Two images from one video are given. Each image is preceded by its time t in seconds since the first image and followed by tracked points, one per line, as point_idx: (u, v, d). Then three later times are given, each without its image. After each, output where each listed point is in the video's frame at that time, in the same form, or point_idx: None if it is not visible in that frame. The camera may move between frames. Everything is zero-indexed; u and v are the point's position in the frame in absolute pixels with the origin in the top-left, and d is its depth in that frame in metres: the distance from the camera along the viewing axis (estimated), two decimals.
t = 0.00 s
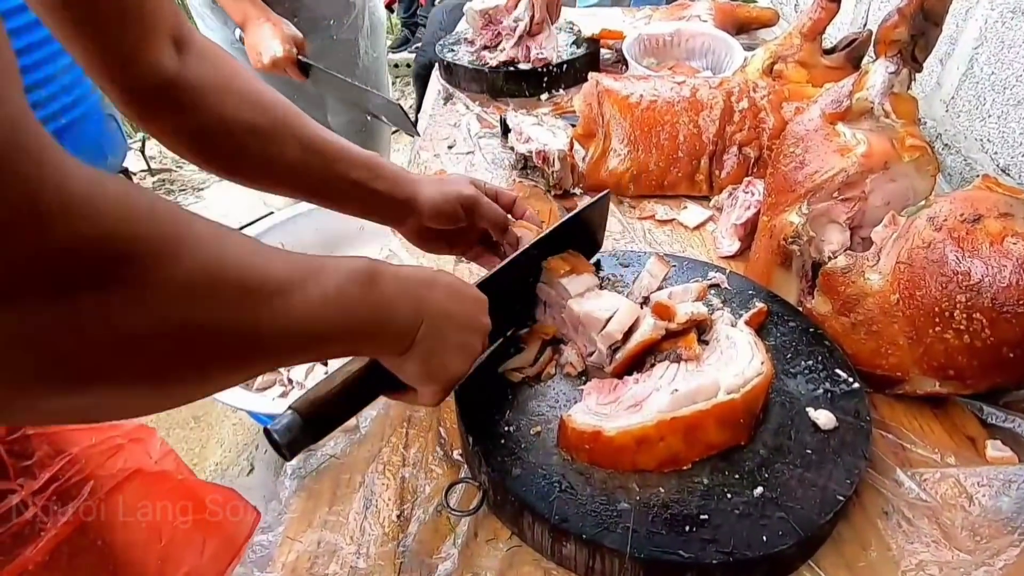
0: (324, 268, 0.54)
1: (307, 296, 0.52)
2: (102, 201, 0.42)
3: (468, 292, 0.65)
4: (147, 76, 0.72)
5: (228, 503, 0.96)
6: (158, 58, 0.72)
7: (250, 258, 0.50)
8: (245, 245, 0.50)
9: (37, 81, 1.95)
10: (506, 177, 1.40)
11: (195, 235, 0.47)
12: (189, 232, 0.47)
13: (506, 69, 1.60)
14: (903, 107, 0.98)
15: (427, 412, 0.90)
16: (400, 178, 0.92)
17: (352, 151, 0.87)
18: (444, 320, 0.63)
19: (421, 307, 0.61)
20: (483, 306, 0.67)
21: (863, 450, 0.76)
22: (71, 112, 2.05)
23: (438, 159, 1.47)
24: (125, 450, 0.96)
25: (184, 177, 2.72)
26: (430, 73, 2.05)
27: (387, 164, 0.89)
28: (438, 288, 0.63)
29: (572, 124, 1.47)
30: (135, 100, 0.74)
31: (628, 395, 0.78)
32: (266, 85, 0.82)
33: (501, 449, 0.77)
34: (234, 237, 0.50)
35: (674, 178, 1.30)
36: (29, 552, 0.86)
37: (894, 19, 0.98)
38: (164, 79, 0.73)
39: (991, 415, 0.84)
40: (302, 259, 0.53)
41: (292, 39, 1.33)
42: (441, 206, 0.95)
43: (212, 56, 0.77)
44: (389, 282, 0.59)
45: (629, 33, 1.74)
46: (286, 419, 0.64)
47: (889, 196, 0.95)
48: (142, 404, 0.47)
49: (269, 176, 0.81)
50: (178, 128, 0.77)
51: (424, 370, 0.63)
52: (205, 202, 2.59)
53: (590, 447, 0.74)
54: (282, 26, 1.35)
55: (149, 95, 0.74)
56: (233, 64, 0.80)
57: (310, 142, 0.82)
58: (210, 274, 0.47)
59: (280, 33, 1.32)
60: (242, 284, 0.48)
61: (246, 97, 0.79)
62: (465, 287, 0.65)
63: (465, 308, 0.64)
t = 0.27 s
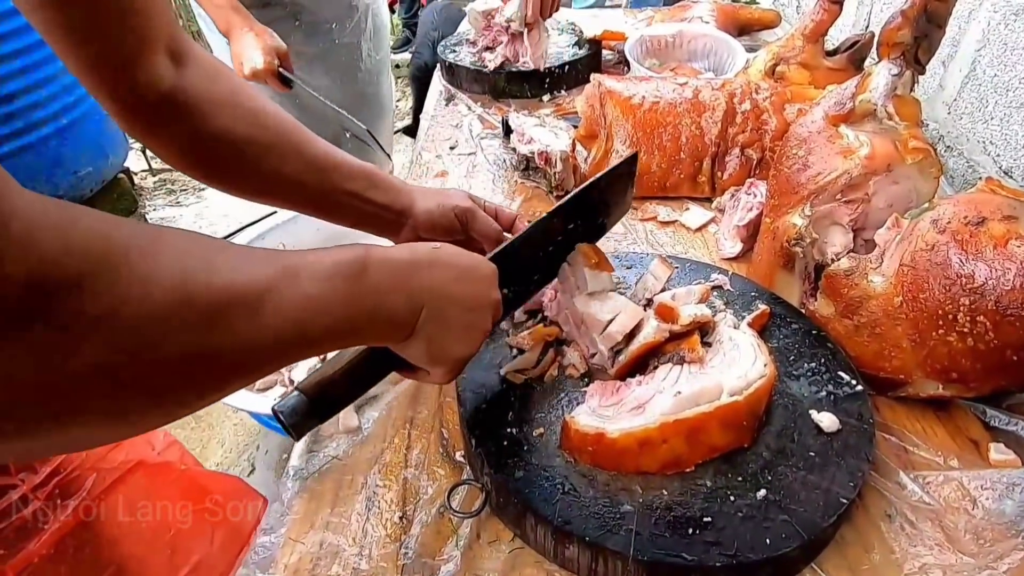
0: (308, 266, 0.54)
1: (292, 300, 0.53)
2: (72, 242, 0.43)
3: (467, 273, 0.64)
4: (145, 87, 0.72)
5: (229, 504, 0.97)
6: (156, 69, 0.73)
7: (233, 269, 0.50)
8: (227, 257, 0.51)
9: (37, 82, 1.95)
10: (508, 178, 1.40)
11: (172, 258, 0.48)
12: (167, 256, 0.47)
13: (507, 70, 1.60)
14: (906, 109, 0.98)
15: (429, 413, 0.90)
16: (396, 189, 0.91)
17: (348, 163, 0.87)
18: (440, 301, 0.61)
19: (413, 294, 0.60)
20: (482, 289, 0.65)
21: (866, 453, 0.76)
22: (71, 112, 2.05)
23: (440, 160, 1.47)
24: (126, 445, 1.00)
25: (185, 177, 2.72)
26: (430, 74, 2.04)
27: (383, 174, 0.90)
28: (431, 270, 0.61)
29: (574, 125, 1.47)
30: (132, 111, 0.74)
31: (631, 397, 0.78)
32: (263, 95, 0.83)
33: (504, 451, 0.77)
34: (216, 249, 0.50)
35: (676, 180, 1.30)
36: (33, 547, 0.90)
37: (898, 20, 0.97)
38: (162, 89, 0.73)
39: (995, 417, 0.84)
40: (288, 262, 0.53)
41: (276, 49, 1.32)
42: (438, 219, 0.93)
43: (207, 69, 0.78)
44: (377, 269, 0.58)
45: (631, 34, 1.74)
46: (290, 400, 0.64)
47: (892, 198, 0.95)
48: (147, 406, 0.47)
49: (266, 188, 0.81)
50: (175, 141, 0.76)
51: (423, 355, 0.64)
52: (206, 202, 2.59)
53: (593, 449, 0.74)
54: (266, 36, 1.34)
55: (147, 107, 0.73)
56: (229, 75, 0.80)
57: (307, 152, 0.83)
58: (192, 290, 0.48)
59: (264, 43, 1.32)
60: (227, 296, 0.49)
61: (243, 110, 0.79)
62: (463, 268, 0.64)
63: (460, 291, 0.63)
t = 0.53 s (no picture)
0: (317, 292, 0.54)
1: (312, 327, 0.53)
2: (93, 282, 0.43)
3: (473, 293, 0.64)
4: (159, 86, 0.73)
5: (229, 503, 0.92)
6: (170, 68, 0.72)
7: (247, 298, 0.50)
8: (241, 284, 0.50)
9: (40, 81, 1.96)
10: (509, 178, 1.40)
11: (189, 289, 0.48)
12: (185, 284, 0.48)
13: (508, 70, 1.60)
14: (908, 111, 0.98)
15: (431, 413, 0.90)
16: (410, 173, 0.91)
17: (362, 148, 0.86)
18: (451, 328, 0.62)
19: (426, 314, 0.60)
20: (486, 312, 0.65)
21: (867, 454, 0.76)
22: (74, 112, 2.06)
23: (442, 161, 1.47)
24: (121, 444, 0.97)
25: (186, 177, 2.72)
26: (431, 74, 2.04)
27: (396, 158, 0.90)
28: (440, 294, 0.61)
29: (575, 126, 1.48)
30: (149, 110, 0.74)
31: (632, 398, 0.78)
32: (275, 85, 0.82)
33: (505, 452, 0.77)
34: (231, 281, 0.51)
35: (678, 181, 1.30)
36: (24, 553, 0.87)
37: (899, 21, 0.98)
38: (176, 87, 0.74)
39: (996, 419, 0.84)
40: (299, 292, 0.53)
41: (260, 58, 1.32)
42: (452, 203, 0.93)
43: (219, 60, 0.78)
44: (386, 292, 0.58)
45: (632, 35, 1.74)
46: (301, 417, 0.64)
47: (894, 199, 0.95)
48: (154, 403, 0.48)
49: (283, 178, 0.82)
50: (191, 137, 0.77)
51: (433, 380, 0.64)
52: (207, 201, 2.60)
53: (594, 449, 0.74)
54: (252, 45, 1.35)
55: (160, 109, 0.74)
56: (239, 66, 0.80)
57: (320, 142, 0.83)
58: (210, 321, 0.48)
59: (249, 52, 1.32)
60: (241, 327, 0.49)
61: (256, 101, 0.79)
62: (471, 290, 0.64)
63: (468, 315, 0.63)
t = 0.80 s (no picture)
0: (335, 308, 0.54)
1: (325, 346, 0.52)
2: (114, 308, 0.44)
3: (490, 303, 0.63)
4: (179, 83, 0.74)
5: (229, 504, 0.95)
6: (190, 64, 0.74)
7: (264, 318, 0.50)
8: (257, 305, 0.50)
9: (41, 81, 1.96)
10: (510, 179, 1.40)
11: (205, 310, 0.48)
12: (203, 305, 0.48)
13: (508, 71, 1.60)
14: (908, 112, 0.98)
15: (430, 414, 0.90)
16: (428, 170, 0.91)
17: (381, 145, 0.86)
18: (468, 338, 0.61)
19: (440, 322, 0.59)
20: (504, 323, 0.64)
21: (867, 456, 0.76)
22: (75, 112, 2.06)
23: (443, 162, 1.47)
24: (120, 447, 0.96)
25: (186, 177, 2.73)
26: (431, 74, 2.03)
27: (414, 155, 0.89)
28: (458, 306, 0.61)
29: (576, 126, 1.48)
30: (171, 104, 0.76)
31: (633, 399, 0.78)
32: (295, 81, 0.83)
33: (505, 453, 0.77)
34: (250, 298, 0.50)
35: (678, 182, 1.30)
36: (15, 560, 0.84)
37: (900, 23, 0.97)
38: (196, 83, 0.75)
39: (996, 421, 0.84)
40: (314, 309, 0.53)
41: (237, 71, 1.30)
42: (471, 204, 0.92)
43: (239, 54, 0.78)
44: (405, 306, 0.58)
45: (633, 36, 1.75)
46: (315, 424, 0.64)
47: (894, 201, 0.94)
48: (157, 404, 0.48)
49: (300, 174, 0.82)
50: (210, 132, 0.78)
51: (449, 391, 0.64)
52: (208, 202, 2.60)
53: (594, 450, 0.74)
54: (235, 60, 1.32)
55: (180, 104, 0.76)
56: (261, 62, 0.80)
57: (338, 139, 0.83)
58: (224, 342, 0.48)
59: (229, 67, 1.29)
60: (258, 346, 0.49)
61: (274, 96, 0.79)
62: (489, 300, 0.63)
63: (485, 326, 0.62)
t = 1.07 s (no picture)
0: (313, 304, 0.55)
1: (305, 342, 0.54)
2: (86, 314, 0.45)
3: (478, 291, 0.63)
4: (169, 78, 0.75)
5: (229, 504, 0.93)
6: (178, 60, 0.75)
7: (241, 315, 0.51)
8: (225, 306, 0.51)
9: (41, 81, 1.96)
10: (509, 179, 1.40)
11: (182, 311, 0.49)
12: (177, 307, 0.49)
13: (507, 72, 1.60)
14: (907, 113, 0.98)
15: (428, 415, 0.90)
16: (420, 177, 0.90)
17: (371, 151, 0.86)
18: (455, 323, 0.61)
19: (426, 315, 0.60)
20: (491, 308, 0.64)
21: (865, 457, 0.76)
22: (74, 112, 2.06)
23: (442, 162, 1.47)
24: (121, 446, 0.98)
25: (186, 177, 2.73)
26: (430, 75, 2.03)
27: (407, 161, 0.89)
28: (445, 292, 0.61)
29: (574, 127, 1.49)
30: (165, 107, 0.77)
31: (630, 400, 0.78)
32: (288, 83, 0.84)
33: (503, 454, 0.77)
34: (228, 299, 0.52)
35: (677, 182, 1.30)
36: (11, 560, 0.86)
37: (898, 24, 0.97)
38: (186, 79, 0.76)
39: (995, 422, 0.84)
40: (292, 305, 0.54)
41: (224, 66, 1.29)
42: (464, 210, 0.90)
43: (233, 58, 0.79)
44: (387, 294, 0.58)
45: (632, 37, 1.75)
46: (305, 410, 0.66)
47: (892, 202, 0.94)
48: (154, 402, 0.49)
49: (288, 175, 0.83)
50: (201, 130, 0.79)
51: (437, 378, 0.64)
52: (208, 201, 2.60)
53: (591, 451, 0.74)
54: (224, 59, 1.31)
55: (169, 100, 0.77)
56: (254, 63, 0.81)
57: (327, 142, 0.83)
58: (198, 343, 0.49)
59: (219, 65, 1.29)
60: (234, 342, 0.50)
61: (267, 99, 0.80)
62: (476, 287, 0.63)
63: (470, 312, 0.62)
